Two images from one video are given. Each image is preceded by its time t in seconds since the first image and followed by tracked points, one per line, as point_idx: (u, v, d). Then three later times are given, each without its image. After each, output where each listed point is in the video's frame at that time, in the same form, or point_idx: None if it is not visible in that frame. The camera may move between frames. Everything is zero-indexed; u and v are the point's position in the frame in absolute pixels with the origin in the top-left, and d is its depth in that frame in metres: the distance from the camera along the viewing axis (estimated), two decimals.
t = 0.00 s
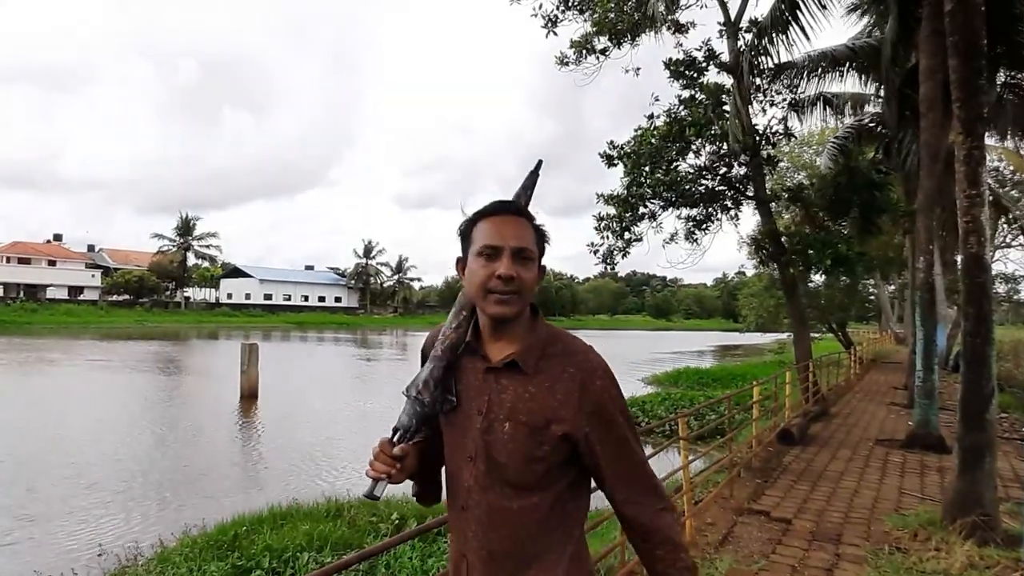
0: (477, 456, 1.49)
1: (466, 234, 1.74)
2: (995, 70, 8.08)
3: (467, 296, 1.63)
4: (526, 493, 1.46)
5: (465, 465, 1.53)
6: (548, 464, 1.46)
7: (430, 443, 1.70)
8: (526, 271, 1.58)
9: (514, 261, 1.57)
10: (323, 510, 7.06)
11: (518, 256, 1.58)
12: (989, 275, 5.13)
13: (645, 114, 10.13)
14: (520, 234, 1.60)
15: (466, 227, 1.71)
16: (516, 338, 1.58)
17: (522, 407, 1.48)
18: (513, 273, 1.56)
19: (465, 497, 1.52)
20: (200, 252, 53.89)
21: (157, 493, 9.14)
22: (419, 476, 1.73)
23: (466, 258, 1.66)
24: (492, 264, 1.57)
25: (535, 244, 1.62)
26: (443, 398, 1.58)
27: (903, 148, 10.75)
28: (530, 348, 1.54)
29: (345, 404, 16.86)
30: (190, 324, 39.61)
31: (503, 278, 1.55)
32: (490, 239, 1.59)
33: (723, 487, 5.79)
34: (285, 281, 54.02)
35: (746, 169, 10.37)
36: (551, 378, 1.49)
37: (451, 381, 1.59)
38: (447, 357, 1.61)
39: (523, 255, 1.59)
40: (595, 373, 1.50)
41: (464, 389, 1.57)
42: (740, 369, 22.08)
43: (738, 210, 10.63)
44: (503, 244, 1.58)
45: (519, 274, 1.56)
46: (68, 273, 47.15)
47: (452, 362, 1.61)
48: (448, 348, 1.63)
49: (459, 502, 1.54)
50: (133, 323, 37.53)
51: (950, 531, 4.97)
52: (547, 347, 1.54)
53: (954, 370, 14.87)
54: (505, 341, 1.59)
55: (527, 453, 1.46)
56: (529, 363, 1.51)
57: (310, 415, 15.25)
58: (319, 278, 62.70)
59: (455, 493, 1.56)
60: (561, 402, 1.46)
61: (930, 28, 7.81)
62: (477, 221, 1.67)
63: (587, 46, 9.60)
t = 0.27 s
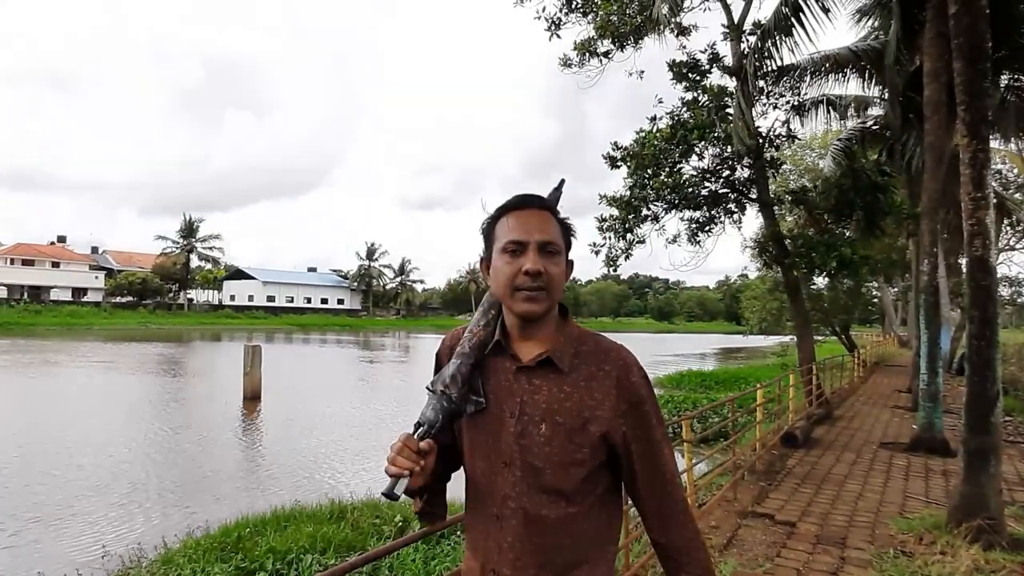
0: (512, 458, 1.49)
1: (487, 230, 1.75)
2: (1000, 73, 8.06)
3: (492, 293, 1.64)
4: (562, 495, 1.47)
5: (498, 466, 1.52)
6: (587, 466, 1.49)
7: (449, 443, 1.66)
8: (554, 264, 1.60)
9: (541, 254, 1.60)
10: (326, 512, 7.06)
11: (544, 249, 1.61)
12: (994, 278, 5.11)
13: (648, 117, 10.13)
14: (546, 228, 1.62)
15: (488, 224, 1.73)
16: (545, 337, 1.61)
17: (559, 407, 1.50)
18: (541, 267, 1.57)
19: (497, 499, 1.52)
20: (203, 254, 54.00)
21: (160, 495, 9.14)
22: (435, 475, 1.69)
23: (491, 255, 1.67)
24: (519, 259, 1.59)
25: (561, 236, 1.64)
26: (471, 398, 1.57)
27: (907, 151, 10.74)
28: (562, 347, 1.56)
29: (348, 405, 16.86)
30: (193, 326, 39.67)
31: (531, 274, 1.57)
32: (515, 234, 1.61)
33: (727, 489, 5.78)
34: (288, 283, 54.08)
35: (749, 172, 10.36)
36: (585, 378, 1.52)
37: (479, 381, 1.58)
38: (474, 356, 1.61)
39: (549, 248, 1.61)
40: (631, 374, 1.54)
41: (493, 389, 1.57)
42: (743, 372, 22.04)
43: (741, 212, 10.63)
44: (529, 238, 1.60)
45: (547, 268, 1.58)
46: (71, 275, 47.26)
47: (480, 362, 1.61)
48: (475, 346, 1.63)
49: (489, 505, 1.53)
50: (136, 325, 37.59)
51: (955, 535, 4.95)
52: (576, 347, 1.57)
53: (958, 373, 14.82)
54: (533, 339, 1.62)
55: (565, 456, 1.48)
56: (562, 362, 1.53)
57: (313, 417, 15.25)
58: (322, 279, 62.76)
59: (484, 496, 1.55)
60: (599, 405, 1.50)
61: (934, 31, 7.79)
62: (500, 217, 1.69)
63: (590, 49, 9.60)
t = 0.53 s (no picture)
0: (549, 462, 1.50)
1: (508, 233, 1.78)
2: (1010, 74, 8.01)
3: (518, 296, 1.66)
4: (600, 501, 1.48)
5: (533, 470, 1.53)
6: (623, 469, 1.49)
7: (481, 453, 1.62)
8: (578, 263, 1.61)
9: (564, 254, 1.61)
10: (334, 513, 7.07)
11: (567, 247, 1.62)
12: (1005, 280, 5.07)
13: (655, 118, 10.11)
14: (567, 226, 1.63)
15: (509, 226, 1.76)
16: (574, 338, 1.63)
17: (594, 411, 1.51)
18: (565, 266, 1.59)
19: (531, 505, 1.52)
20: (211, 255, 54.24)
21: (167, 496, 9.17)
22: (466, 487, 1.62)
23: (515, 257, 1.70)
24: (542, 260, 1.61)
25: (584, 234, 1.66)
26: (500, 403, 1.57)
27: (916, 153, 10.68)
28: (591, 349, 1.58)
29: (355, 407, 16.89)
30: (200, 328, 39.83)
31: (555, 273, 1.59)
32: (538, 233, 1.63)
33: (735, 492, 5.76)
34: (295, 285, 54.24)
35: (757, 174, 10.34)
36: (617, 381, 1.53)
37: (508, 385, 1.59)
38: (502, 360, 1.63)
39: (572, 246, 1.62)
40: (664, 375, 1.55)
41: (523, 393, 1.58)
42: (750, 374, 21.97)
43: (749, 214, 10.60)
44: (550, 238, 1.62)
45: (571, 267, 1.60)
46: (80, 276, 47.56)
47: (508, 366, 1.62)
48: (502, 350, 1.65)
49: (523, 511, 1.53)
50: (144, 326, 37.78)
51: (965, 540, 4.92)
52: (607, 348, 1.59)
53: (968, 376, 14.73)
54: (564, 341, 1.64)
55: (601, 459, 1.48)
56: (595, 365, 1.54)
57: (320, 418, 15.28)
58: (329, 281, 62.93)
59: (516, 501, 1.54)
60: (633, 408, 1.50)
61: (943, 32, 7.75)
62: (521, 218, 1.71)
63: (597, 51, 9.60)
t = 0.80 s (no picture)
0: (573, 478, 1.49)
1: (520, 235, 1.78)
2: None
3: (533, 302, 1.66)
4: (627, 515, 1.48)
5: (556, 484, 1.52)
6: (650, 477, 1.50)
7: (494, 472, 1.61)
8: (595, 264, 1.62)
9: (580, 255, 1.62)
10: (347, 514, 7.10)
11: (583, 248, 1.63)
12: (1022, 283, 5.02)
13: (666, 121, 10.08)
14: (581, 226, 1.64)
15: (520, 229, 1.76)
16: (592, 345, 1.64)
17: (617, 422, 1.51)
18: (582, 268, 1.60)
19: (556, 522, 1.50)
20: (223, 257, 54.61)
21: (181, 497, 9.22)
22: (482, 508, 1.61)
23: (528, 260, 1.70)
24: (558, 262, 1.61)
25: (599, 233, 1.66)
26: (518, 419, 1.56)
27: (931, 154, 10.60)
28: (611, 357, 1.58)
29: (366, 408, 16.93)
30: (212, 329, 40.08)
31: (571, 275, 1.59)
32: (552, 234, 1.64)
33: (748, 496, 5.73)
34: (306, 287, 54.50)
35: (769, 176, 10.29)
36: (640, 390, 1.53)
37: (525, 401, 1.58)
38: (517, 374, 1.62)
39: (587, 247, 1.63)
40: (687, 381, 1.57)
41: (542, 407, 1.58)
42: (762, 377, 21.84)
43: (761, 216, 10.55)
44: (565, 239, 1.62)
45: (588, 268, 1.60)
46: (94, 278, 48.00)
47: (524, 380, 1.62)
48: (516, 361, 1.64)
49: (546, 529, 1.51)
50: (158, 328, 38.08)
51: (981, 545, 4.87)
52: (629, 355, 1.59)
53: (983, 379, 14.58)
54: (582, 349, 1.65)
55: (628, 471, 1.48)
56: (617, 373, 1.55)
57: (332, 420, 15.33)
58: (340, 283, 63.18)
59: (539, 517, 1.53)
60: (658, 416, 1.51)
61: (958, 33, 7.70)
62: (533, 221, 1.71)
63: (608, 54, 9.59)
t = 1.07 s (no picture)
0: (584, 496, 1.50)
1: (521, 243, 1.77)
2: None
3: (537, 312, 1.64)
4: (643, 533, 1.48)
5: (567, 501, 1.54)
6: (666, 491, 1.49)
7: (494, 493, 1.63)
8: (601, 270, 1.61)
9: (586, 261, 1.61)
10: (362, 515, 7.14)
11: (588, 253, 1.62)
12: None
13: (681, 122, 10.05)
14: (586, 231, 1.63)
15: (523, 234, 1.75)
16: (599, 357, 1.63)
17: (627, 439, 1.50)
18: (589, 275, 1.59)
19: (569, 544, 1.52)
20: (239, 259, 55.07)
21: (198, 497, 9.30)
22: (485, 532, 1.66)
23: (531, 269, 1.69)
24: (564, 270, 1.60)
25: (604, 238, 1.66)
26: (522, 439, 1.58)
27: (949, 155, 10.48)
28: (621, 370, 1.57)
29: (380, 410, 16.99)
30: (229, 331, 40.40)
31: (578, 281, 1.58)
32: (558, 240, 1.63)
33: (765, 499, 5.70)
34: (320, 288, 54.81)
35: (785, 177, 10.23)
36: (652, 403, 1.52)
37: (529, 419, 1.60)
38: (521, 392, 1.62)
39: (593, 252, 1.62)
40: (703, 391, 1.54)
41: (547, 426, 1.58)
42: (777, 380, 21.67)
43: (777, 217, 10.48)
44: (570, 245, 1.62)
45: (595, 275, 1.60)
46: (113, 280, 48.57)
47: (529, 397, 1.62)
48: (518, 378, 1.65)
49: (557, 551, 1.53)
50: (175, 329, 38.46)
51: (1003, 551, 4.81)
52: (639, 367, 1.59)
53: (1004, 382, 14.37)
54: (588, 361, 1.63)
55: (640, 486, 1.48)
56: (628, 388, 1.54)
57: (346, 421, 15.40)
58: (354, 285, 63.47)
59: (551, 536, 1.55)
60: (672, 430, 1.50)
61: (977, 33, 7.62)
62: (535, 228, 1.70)
63: (622, 55, 9.57)
